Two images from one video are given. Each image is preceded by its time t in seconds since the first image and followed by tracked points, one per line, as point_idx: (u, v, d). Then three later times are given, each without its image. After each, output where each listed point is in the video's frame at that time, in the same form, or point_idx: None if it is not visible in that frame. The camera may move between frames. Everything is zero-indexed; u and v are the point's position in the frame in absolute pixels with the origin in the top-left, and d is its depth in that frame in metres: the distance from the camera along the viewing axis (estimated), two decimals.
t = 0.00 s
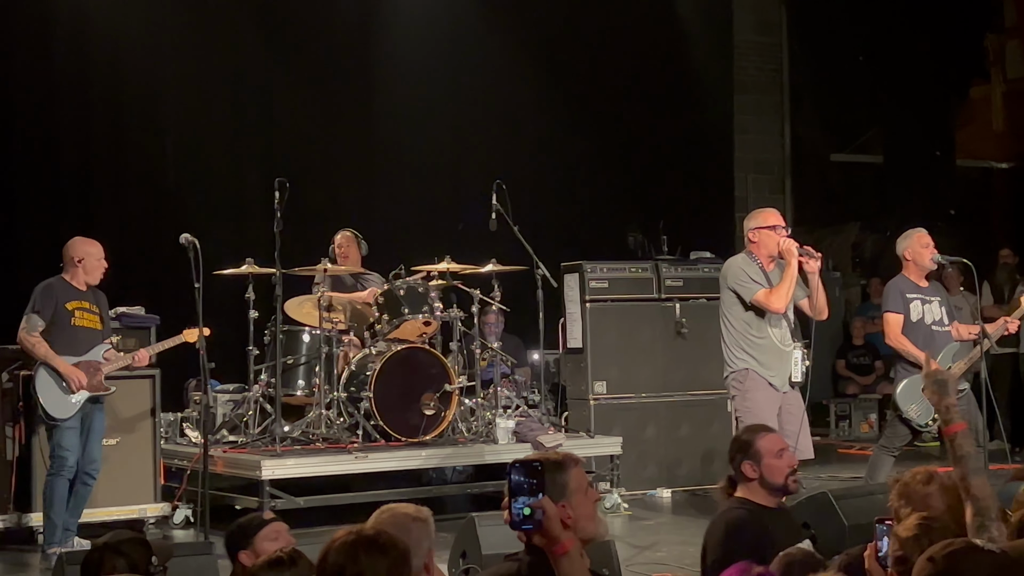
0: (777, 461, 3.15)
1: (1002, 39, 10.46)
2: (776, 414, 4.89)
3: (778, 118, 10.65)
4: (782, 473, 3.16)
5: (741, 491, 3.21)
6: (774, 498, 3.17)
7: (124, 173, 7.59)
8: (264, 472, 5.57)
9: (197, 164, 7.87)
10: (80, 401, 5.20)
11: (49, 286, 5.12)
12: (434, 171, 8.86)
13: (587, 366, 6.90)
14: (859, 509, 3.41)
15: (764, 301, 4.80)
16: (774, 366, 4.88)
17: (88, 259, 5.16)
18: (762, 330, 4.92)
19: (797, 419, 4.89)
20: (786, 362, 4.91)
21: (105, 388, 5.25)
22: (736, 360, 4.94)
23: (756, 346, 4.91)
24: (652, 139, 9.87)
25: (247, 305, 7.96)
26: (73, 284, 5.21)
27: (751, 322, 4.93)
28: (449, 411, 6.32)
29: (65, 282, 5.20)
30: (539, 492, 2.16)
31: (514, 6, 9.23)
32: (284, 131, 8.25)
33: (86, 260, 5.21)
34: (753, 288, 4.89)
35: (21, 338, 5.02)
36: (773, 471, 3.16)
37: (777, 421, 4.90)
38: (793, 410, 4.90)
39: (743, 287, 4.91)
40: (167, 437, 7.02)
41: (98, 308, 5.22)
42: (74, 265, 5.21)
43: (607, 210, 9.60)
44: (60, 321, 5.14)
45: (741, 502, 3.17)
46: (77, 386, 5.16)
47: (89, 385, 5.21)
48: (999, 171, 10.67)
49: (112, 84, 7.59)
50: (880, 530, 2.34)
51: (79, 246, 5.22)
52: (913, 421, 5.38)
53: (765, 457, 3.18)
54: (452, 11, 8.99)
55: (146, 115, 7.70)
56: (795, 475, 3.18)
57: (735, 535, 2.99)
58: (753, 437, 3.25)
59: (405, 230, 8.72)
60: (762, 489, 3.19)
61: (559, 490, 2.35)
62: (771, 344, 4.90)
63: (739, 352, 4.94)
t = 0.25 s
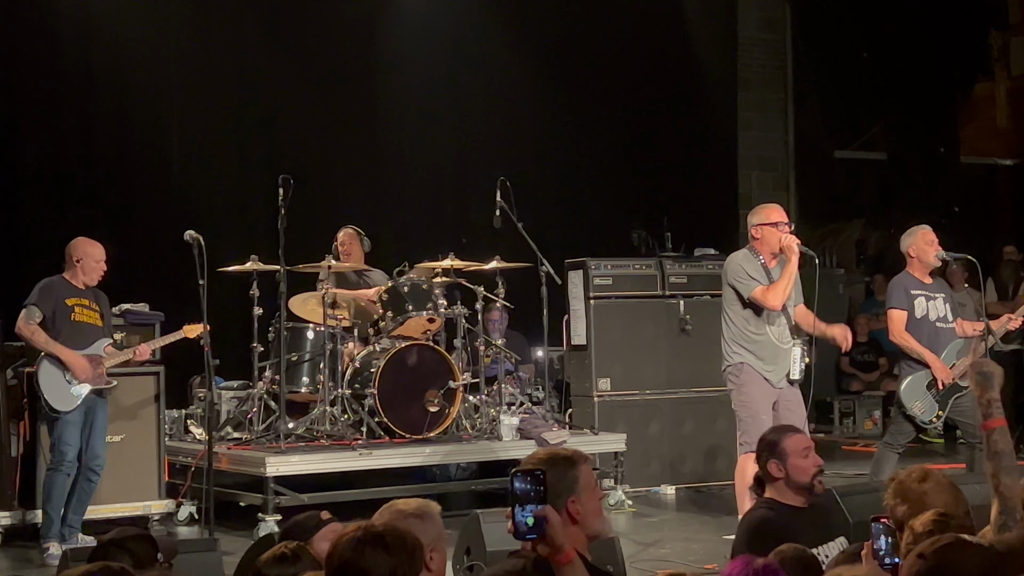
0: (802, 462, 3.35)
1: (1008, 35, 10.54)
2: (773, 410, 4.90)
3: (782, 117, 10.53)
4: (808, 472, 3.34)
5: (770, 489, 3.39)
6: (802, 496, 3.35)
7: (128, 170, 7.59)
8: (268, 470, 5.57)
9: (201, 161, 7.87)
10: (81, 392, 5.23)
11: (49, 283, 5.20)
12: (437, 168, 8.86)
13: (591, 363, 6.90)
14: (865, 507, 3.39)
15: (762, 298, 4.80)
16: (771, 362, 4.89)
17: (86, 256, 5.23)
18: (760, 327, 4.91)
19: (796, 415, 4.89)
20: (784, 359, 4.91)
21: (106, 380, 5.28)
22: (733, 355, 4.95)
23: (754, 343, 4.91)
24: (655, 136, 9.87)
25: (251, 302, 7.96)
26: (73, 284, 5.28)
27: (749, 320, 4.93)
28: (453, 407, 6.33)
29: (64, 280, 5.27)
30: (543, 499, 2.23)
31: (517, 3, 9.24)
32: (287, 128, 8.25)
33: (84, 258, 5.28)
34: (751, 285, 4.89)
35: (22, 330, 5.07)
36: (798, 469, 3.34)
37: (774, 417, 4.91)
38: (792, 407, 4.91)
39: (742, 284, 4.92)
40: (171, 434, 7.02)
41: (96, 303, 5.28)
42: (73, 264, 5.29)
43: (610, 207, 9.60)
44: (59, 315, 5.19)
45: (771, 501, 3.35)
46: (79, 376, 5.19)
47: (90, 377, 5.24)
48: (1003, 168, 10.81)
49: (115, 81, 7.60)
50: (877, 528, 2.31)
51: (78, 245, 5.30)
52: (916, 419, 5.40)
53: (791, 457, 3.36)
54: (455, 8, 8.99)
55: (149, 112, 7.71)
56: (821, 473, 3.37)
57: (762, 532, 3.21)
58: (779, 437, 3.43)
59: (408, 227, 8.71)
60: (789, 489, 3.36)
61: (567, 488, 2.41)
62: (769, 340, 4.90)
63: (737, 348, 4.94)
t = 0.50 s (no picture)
0: (811, 471, 3.29)
1: (1010, 32, 10.57)
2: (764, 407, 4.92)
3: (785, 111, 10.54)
4: (816, 480, 3.29)
5: (775, 489, 3.36)
6: (807, 502, 3.32)
7: (130, 166, 7.59)
8: (270, 466, 5.57)
9: (203, 158, 7.87)
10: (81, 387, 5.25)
11: (47, 285, 5.22)
12: (439, 165, 8.85)
13: (594, 360, 6.88)
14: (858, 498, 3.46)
15: (756, 295, 4.80)
16: (763, 360, 4.89)
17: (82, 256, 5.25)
18: (754, 324, 4.91)
19: (786, 414, 4.91)
20: (778, 357, 4.92)
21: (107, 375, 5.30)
22: (724, 350, 4.95)
23: (747, 340, 4.90)
24: (657, 133, 9.86)
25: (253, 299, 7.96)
26: (72, 285, 5.30)
27: (743, 316, 4.92)
28: (455, 404, 6.35)
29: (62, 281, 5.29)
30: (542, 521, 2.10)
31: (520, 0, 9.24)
32: (290, 125, 8.25)
33: (81, 259, 5.29)
34: (747, 281, 4.89)
35: (20, 331, 5.09)
36: (806, 478, 3.29)
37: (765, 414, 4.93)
38: (783, 404, 4.93)
39: (738, 279, 4.91)
40: (173, 431, 7.02)
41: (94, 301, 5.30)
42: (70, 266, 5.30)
43: (612, 204, 9.59)
44: (57, 315, 5.21)
45: (774, 501, 3.32)
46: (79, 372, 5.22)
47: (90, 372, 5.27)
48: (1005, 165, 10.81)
49: (117, 77, 7.60)
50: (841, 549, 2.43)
51: (76, 248, 5.31)
52: (920, 416, 5.37)
53: (801, 463, 3.30)
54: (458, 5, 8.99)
55: (152, 109, 7.70)
56: (828, 481, 3.32)
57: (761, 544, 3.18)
58: (791, 440, 3.37)
59: (411, 224, 8.71)
60: (793, 492, 3.33)
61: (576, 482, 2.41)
62: (762, 338, 4.90)
63: (728, 343, 4.93)
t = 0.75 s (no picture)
0: (804, 471, 3.29)
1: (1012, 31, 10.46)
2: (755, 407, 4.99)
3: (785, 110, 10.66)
4: (809, 480, 3.30)
5: (769, 488, 3.36)
6: (800, 502, 3.32)
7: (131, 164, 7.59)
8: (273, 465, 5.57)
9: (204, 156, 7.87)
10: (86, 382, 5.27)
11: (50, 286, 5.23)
12: (440, 163, 8.85)
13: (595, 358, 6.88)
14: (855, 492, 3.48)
15: (752, 293, 4.80)
16: (754, 360, 4.93)
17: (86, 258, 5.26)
18: (747, 324, 4.95)
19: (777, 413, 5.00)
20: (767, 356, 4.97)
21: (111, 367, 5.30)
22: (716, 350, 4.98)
23: (739, 340, 4.94)
24: (658, 130, 9.86)
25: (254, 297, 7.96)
26: (76, 287, 5.31)
27: (737, 314, 4.96)
28: (457, 402, 6.34)
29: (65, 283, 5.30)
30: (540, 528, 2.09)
31: None
32: (291, 124, 8.25)
33: (85, 261, 5.30)
34: (740, 281, 4.90)
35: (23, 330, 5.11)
36: (798, 478, 3.29)
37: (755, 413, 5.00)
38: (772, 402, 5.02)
39: (731, 280, 4.91)
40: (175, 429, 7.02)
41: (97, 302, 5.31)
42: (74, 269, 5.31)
43: (613, 202, 9.58)
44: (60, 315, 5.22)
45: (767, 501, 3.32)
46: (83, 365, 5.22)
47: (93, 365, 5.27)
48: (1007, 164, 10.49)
49: (118, 75, 7.60)
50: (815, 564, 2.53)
51: (80, 250, 5.32)
52: (919, 413, 5.39)
53: (793, 463, 3.31)
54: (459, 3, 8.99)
55: (153, 107, 7.70)
56: (821, 480, 3.33)
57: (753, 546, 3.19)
58: (784, 440, 3.36)
59: (412, 222, 8.71)
60: (785, 491, 3.33)
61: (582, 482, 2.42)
62: (754, 336, 4.95)
63: (720, 344, 4.97)
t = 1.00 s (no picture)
0: (804, 469, 3.27)
1: (1013, 29, 10.52)
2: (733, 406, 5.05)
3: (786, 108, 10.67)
4: (810, 477, 3.28)
5: (772, 488, 3.35)
6: (801, 500, 3.30)
7: (133, 162, 7.59)
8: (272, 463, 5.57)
9: (206, 154, 7.88)
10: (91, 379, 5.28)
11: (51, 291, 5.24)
12: (441, 162, 8.86)
13: (596, 356, 6.88)
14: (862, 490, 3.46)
15: (733, 294, 4.87)
16: (729, 358, 5.00)
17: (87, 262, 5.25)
18: (724, 323, 5.01)
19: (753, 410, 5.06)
20: (741, 354, 5.03)
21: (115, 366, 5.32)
22: (693, 350, 5.03)
23: (714, 339, 5.00)
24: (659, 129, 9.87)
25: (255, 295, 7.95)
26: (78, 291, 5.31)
27: (716, 315, 5.01)
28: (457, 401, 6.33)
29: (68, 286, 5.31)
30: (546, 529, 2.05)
31: None
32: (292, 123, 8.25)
33: (87, 265, 5.29)
34: (720, 281, 4.95)
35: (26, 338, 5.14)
36: (799, 476, 3.27)
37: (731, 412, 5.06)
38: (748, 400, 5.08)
39: (710, 280, 4.98)
40: (176, 428, 7.02)
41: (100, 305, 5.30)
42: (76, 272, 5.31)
43: (614, 201, 9.58)
44: (62, 320, 5.23)
45: (770, 501, 3.30)
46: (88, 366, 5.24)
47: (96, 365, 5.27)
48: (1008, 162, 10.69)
49: (120, 73, 7.60)
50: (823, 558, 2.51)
51: (82, 253, 5.31)
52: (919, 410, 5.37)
53: (795, 461, 3.29)
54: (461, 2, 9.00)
55: (154, 105, 7.70)
56: (823, 477, 3.31)
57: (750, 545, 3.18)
58: (786, 438, 3.35)
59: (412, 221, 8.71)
60: (787, 490, 3.31)
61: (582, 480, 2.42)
62: (730, 335, 5.01)
63: (695, 343, 5.03)
